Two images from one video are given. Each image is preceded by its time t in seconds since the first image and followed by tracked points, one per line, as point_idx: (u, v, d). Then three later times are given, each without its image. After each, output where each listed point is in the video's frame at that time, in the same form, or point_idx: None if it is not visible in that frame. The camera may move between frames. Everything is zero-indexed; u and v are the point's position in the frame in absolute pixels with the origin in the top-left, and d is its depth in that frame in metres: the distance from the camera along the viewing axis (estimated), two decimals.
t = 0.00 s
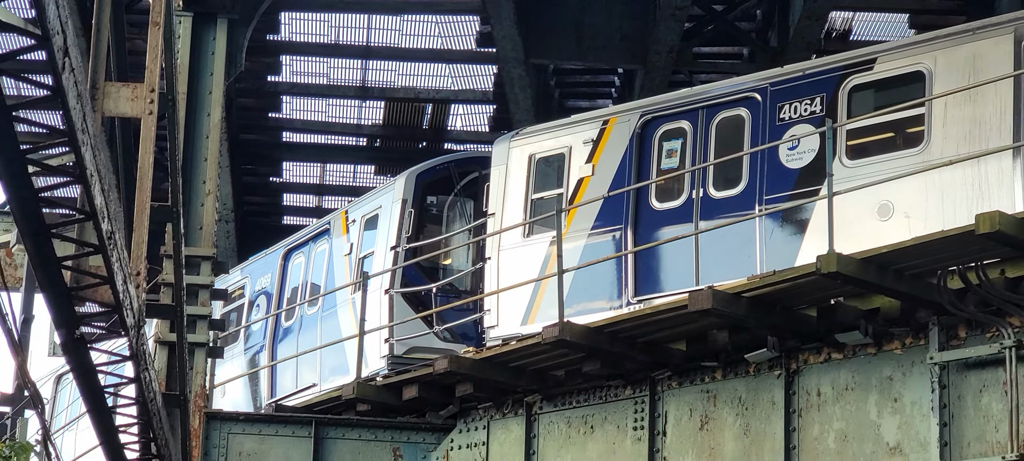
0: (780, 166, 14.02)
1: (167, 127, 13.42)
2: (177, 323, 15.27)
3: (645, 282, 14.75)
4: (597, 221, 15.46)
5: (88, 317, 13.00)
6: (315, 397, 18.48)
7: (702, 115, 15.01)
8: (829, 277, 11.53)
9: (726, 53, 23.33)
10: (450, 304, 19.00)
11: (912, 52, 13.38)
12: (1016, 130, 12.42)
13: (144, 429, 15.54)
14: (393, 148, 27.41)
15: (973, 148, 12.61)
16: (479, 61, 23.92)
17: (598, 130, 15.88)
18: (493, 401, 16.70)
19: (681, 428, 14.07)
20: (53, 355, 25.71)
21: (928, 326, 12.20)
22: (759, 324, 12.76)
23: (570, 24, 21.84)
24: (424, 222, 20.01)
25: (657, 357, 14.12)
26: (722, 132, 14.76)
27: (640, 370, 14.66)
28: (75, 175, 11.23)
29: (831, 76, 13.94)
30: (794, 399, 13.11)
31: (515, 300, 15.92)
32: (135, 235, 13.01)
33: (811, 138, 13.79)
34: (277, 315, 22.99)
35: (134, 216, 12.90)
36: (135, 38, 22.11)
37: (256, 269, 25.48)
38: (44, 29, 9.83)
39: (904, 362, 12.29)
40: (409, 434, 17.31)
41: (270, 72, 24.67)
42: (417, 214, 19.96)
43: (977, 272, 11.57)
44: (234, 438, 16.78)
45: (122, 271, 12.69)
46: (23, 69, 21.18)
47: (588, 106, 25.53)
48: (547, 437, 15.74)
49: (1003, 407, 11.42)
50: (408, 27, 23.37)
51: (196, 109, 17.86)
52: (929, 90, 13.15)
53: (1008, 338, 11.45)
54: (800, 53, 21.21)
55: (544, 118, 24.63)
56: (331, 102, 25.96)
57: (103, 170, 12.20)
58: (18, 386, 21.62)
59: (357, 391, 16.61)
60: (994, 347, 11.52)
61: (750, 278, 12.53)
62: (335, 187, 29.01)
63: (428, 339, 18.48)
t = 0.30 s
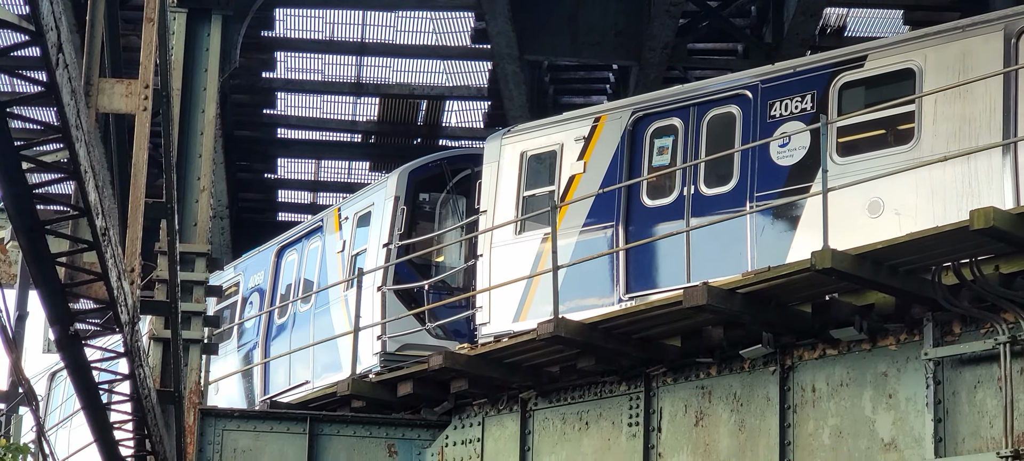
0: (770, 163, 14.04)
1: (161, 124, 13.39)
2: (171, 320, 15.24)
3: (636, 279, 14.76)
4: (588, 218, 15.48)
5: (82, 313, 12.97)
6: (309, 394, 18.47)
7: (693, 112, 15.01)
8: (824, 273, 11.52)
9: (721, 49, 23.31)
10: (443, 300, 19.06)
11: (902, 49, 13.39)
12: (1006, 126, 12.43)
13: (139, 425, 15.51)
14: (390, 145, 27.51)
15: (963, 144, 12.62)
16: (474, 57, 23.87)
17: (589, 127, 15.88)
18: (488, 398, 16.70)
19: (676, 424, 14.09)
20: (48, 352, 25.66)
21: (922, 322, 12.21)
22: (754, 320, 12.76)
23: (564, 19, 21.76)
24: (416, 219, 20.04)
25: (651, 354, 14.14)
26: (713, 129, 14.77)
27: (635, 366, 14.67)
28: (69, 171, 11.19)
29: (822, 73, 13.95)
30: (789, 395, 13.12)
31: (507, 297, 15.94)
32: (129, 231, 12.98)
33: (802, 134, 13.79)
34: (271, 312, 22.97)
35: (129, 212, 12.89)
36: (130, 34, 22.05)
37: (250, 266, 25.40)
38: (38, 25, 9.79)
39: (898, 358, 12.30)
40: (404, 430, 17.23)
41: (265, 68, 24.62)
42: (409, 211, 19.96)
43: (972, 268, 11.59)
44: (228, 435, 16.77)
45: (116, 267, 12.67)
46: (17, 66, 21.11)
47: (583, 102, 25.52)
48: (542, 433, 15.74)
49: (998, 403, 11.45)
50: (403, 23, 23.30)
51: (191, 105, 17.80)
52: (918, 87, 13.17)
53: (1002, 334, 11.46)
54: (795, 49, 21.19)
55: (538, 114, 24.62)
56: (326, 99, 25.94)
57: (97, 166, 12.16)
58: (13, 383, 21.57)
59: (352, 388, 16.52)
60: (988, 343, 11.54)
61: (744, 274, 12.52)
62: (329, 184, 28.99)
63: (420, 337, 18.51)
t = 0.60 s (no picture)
0: (762, 159, 14.05)
1: (157, 120, 13.38)
2: (167, 315, 15.23)
3: (629, 276, 14.77)
4: (581, 215, 15.47)
5: (78, 309, 12.96)
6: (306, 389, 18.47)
7: (686, 109, 15.01)
8: (820, 268, 11.53)
9: (717, 44, 23.28)
10: (436, 297, 18.99)
11: (894, 45, 13.39)
12: (996, 123, 12.42)
13: (135, 421, 15.49)
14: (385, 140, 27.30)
15: (954, 141, 12.64)
16: (469, 53, 23.84)
17: (582, 124, 15.87)
18: (484, 393, 16.70)
19: (672, 419, 14.10)
20: (43, 348, 25.66)
21: (918, 317, 12.21)
22: (750, 315, 12.76)
23: (561, 15, 21.78)
24: (409, 216, 20.04)
25: (647, 349, 14.14)
26: (706, 126, 14.78)
27: (631, 362, 14.67)
28: (65, 167, 11.18)
29: (814, 70, 13.96)
30: (784, 391, 13.13)
31: (499, 294, 15.94)
32: (125, 227, 12.96)
33: (794, 131, 13.81)
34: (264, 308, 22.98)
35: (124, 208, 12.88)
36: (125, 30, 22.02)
37: (245, 262, 25.35)
38: (33, 22, 9.78)
39: (894, 353, 12.31)
40: (400, 425, 17.33)
41: (261, 64, 24.59)
42: (403, 208, 19.99)
43: (968, 263, 11.57)
44: (224, 431, 16.83)
45: (112, 263, 12.66)
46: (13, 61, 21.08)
47: (579, 98, 25.51)
48: (538, 428, 15.76)
49: (993, 399, 11.46)
50: (399, 19, 23.32)
51: (187, 101, 17.77)
52: (910, 84, 13.17)
53: (998, 330, 11.49)
54: (791, 45, 21.17)
55: (534, 110, 24.62)
56: (322, 95, 25.97)
57: (93, 162, 12.14)
58: (9, 379, 21.56)
59: (348, 383, 16.62)
60: (984, 338, 11.56)
61: (740, 269, 12.52)
62: (325, 180, 28.97)
63: (413, 333, 18.54)
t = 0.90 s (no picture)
0: (752, 155, 14.08)
1: (152, 115, 13.36)
2: (161, 310, 15.21)
3: (619, 272, 14.78)
4: (572, 211, 15.47)
5: (72, 304, 12.94)
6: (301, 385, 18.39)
7: (676, 105, 15.01)
8: (815, 263, 11.52)
9: (712, 39, 23.26)
10: (428, 293, 19.06)
11: (883, 41, 13.41)
12: (985, 119, 12.45)
13: (130, 416, 15.45)
14: (380, 136, 27.44)
15: (944, 137, 12.64)
16: (465, 48, 23.95)
17: (573, 119, 15.87)
18: (480, 388, 16.70)
19: (667, 414, 14.11)
20: (38, 343, 25.61)
21: (913, 312, 12.21)
22: (746, 309, 12.75)
23: (557, 11, 21.82)
24: (401, 212, 20.05)
25: (643, 344, 14.14)
26: (696, 122, 14.79)
27: (627, 356, 14.67)
28: (59, 162, 11.16)
29: (804, 66, 13.98)
30: (780, 385, 13.14)
31: (490, 290, 15.93)
32: (120, 222, 12.93)
33: (784, 127, 13.86)
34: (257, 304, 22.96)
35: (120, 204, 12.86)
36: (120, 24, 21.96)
37: (238, 258, 25.33)
38: (27, 16, 9.75)
39: (890, 347, 12.32)
40: (395, 421, 17.28)
41: (256, 59, 24.55)
42: (395, 204, 19.98)
43: (964, 257, 11.61)
44: (220, 426, 16.79)
45: (107, 258, 12.63)
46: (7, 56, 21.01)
47: (574, 92, 25.51)
48: (534, 423, 15.75)
49: (989, 393, 11.48)
50: (392, 13, 23.26)
51: (182, 96, 17.72)
52: (899, 80, 13.19)
53: (994, 324, 11.50)
54: (786, 39, 21.19)
55: (529, 105, 24.61)
56: (317, 90, 25.82)
57: (88, 157, 12.11)
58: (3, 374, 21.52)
59: (343, 379, 16.54)
60: (979, 333, 11.58)
61: (735, 264, 12.52)
62: (321, 175, 28.96)
63: (405, 329, 18.50)
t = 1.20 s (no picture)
0: (740, 150, 14.09)
1: (145, 109, 13.34)
2: (154, 304, 15.20)
3: (607, 267, 14.81)
4: (560, 205, 15.48)
5: (65, 298, 12.93)
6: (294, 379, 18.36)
7: (664, 101, 15.03)
8: (807, 257, 11.53)
9: (705, 33, 23.25)
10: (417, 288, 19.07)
11: (870, 37, 13.44)
12: (972, 115, 12.47)
13: (123, 410, 15.43)
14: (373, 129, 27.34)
15: (930, 132, 12.67)
16: (458, 43, 23.75)
17: (561, 115, 15.87)
18: (472, 382, 16.70)
19: (660, 408, 14.13)
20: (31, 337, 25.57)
21: (906, 305, 12.23)
22: (738, 303, 12.77)
23: (550, 5, 21.82)
24: (390, 207, 20.04)
25: (636, 338, 14.15)
26: (683, 118, 14.79)
27: (619, 350, 14.67)
28: (52, 155, 11.14)
29: (791, 62, 14.00)
30: (772, 379, 13.16)
31: (478, 285, 15.95)
32: (113, 216, 12.91)
33: (771, 123, 13.87)
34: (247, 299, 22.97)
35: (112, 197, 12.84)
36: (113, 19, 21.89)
37: (228, 252, 25.27)
38: (19, 10, 9.72)
39: (882, 341, 12.35)
40: (387, 415, 17.29)
41: (248, 52, 24.52)
42: (384, 199, 19.97)
43: (956, 251, 11.57)
44: (212, 420, 16.80)
45: (100, 252, 12.60)
46: None
47: (567, 86, 25.50)
48: (526, 417, 15.77)
49: (981, 387, 11.52)
50: (384, 7, 23.23)
51: (174, 90, 17.65)
52: (886, 76, 13.21)
53: (986, 318, 11.53)
54: (779, 33, 21.21)
55: (523, 99, 24.60)
56: (311, 84, 25.94)
57: (81, 151, 12.08)
58: None
59: (336, 372, 16.60)
60: (971, 327, 11.61)
61: (728, 258, 12.52)
62: (314, 169, 28.93)
63: (394, 324, 18.53)
